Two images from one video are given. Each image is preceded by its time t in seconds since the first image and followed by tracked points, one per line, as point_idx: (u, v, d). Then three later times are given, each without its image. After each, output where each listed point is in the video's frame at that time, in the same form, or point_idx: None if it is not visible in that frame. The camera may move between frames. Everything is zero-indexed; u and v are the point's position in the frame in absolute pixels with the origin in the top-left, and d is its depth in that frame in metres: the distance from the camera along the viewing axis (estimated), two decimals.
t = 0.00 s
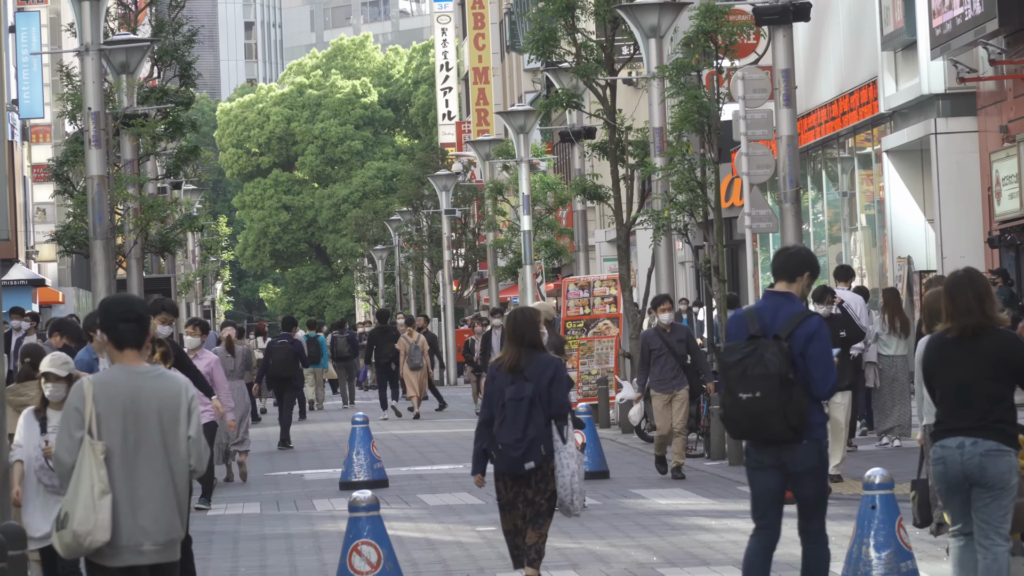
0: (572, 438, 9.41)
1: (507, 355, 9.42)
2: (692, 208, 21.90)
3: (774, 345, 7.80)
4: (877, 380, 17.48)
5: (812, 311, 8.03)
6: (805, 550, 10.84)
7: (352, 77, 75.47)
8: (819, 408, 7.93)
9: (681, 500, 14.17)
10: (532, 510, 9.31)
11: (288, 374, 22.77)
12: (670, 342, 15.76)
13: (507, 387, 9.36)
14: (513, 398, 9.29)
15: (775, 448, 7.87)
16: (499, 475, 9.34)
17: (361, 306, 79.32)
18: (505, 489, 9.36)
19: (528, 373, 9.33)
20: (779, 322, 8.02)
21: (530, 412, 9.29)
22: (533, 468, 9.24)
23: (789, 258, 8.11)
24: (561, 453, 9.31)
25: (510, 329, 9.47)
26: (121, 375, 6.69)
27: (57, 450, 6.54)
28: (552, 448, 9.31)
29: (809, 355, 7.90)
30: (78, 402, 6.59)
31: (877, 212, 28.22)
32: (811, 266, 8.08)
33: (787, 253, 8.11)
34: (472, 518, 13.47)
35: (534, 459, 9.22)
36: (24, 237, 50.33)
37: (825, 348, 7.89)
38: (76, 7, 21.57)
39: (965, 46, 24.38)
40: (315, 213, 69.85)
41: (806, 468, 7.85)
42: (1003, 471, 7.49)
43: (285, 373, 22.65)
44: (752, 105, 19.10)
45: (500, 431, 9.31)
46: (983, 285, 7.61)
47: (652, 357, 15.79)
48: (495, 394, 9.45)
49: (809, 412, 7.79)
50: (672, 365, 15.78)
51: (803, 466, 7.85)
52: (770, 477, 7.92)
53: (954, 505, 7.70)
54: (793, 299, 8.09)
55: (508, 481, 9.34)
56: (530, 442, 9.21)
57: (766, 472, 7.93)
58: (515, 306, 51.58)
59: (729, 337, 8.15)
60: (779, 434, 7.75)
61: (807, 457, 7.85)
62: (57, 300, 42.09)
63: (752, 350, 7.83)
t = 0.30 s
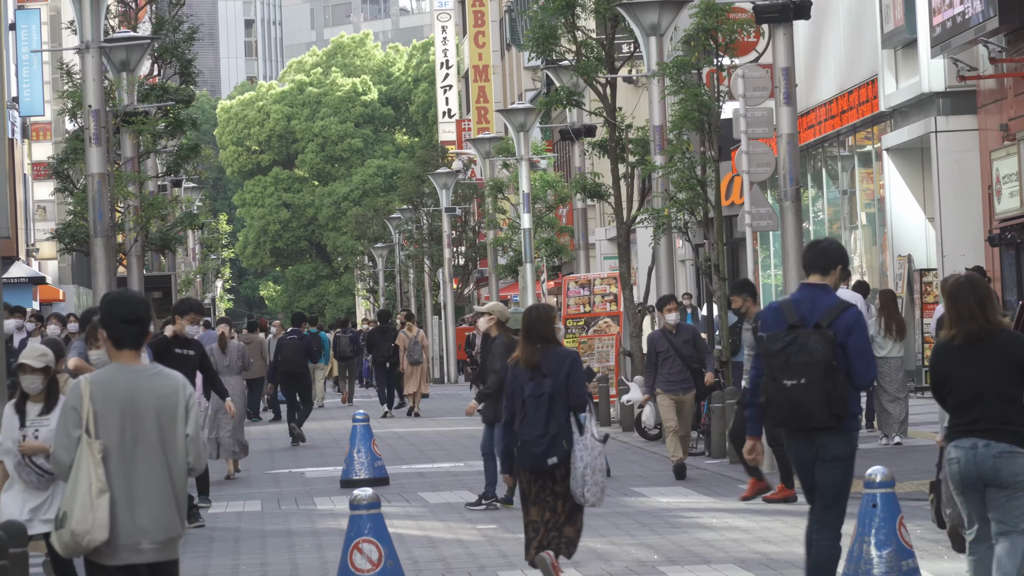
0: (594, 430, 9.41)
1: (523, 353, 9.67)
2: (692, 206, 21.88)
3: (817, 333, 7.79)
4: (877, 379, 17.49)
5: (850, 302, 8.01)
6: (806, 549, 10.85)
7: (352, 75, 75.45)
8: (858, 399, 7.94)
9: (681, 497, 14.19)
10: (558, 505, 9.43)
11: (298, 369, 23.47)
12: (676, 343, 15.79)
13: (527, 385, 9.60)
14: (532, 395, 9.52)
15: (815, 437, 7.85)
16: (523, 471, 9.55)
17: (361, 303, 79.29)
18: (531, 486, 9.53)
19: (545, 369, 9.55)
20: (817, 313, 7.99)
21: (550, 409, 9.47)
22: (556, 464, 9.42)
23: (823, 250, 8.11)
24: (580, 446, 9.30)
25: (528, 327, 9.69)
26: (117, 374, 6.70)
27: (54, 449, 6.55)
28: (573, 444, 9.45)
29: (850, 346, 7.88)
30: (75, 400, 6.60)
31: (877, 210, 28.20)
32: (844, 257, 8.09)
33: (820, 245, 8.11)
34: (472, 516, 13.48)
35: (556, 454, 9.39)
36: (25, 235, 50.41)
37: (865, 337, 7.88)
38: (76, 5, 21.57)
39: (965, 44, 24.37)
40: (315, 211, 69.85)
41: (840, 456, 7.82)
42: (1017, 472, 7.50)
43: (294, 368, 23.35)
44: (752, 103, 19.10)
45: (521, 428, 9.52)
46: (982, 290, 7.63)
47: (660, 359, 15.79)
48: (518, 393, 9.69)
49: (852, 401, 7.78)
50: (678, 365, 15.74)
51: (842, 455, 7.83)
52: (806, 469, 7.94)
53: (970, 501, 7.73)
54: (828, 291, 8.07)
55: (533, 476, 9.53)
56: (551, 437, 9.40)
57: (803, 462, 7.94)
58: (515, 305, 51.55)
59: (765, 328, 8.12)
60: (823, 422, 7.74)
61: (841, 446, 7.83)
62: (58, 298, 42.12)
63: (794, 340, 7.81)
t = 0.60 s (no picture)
0: (616, 434, 9.33)
1: (549, 351, 9.50)
2: (692, 205, 21.86)
3: (850, 336, 7.70)
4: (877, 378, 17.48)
5: (880, 306, 7.92)
6: (804, 548, 10.84)
7: (353, 74, 75.47)
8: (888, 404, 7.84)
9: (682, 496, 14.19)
10: (572, 504, 9.28)
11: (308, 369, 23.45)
12: (684, 337, 15.30)
13: (549, 383, 9.44)
14: (553, 394, 9.35)
15: (846, 439, 7.70)
16: (539, 469, 9.39)
17: (361, 301, 79.29)
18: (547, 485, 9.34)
19: (569, 368, 9.38)
20: (851, 316, 7.87)
21: (570, 409, 9.31)
22: (572, 463, 9.26)
23: (857, 254, 8.01)
24: (602, 448, 9.23)
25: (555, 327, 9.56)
26: (116, 373, 6.69)
27: (52, 448, 6.55)
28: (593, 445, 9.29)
29: (882, 349, 7.78)
30: (73, 399, 6.59)
31: (877, 210, 28.22)
32: (875, 261, 8.00)
33: (851, 250, 8.03)
34: (472, 515, 13.48)
35: (572, 454, 9.24)
36: (25, 233, 50.37)
37: (897, 341, 7.79)
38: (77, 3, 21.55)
39: (966, 44, 24.36)
40: (315, 210, 69.88)
41: (869, 459, 7.68)
42: None
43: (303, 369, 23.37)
44: (753, 102, 19.10)
45: (541, 425, 9.37)
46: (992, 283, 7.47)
47: (667, 352, 15.45)
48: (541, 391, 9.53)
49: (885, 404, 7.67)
50: (684, 360, 15.36)
51: (872, 458, 7.69)
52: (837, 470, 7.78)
53: (982, 494, 7.56)
54: (860, 295, 7.96)
55: (549, 476, 9.35)
56: (569, 437, 9.24)
57: (835, 466, 7.79)
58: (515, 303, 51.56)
59: (797, 333, 7.99)
60: (858, 425, 7.61)
61: (870, 449, 7.68)
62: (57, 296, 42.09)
63: (828, 343, 7.71)
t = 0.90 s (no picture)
0: (645, 428, 9.67)
1: (582, 347, 9.82)
2: (691, 207, 21.87)
3: (873, 333, 7.86)
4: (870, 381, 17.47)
5: (903, 302, 8.10)
6: (802, 550, 10.85)
7: (351, 76, 75.49)
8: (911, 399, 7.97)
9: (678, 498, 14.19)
10: (605, 495, 9.54)
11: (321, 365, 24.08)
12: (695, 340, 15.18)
13: (581, 376, 9.73)
14: (585, 387, 9.62)
15: (873, 435, 7.84)
16: (572, 462, 9.65)
17: (360, 304, 79.22)
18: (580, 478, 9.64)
19: (602, 361, 9.69)
20: (874, 313, 8.03)
21: (601, 401, 9.58)
22: (602, 455, 9.52)
23: (884, 252, 8.19)
24: (632, 440, 9.54)
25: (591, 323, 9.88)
26: (115, 375, 6.69)
27: (50, 451, 6.55)
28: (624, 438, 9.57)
29: (904, 344, 7.95)
30: (71, 401, 6.59)
31: (875, 212, 28.24)
32: (902, 258, 8.17)
33: (879, 249, 8.21)
34: (472, 517, 13.49)
35: (602, 445, 9.50)
36: (23, 235, 50.35)
37: (918, 338, 7.94)
38: (76, 6, 21.55)
39: (965, 46, 24.37)
40: (314, 212, 69.88)
41: (898, 453, 7.84)
42: None
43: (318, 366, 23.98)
44: (751, 105, 19.11)
45: (572, 419, 9.63)
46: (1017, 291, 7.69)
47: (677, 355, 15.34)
48: (576, 386, 9.82)
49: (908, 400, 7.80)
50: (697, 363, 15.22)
51: (901, 452, 7.83)
52: (864, 464, 7.88)
53: (998, 500, 7.76)
54: (884, 292, 8.12)
55: (581, 467, 9.61)
56: (599, 429, 9.50)
57: (859, 458, 7.89)
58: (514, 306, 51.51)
59: (821, 329, 8.17)
60: (882, 421, 7.76)
61: (898, 444, 7.85)
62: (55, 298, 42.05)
63: (851, 338, 7.87)
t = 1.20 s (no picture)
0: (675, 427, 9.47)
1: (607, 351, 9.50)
2: (691, 208, 21.85)
3: (903, 339, 7.90)
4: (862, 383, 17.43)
5: (933, 309, 8.10)
6: (802, 553, 10.84)
7: (351, 77, 75.48)
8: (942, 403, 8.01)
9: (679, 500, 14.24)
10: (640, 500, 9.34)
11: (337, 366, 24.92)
12: (708, 346, 15.19)
13: (610, 382, 9.44)
14: (615, 393, 9.37)
15: (909, 439, 7.89)
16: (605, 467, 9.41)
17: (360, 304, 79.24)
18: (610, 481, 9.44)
19: (629, 368, 9.38)
20: (905, 319, 8.02)
21: (632, 406, 9.34)
22: (637, 459, 9.30)
23: (911, 255, 8.15)
24: (663, 439, 9.39)
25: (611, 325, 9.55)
26: (115, 380, 6.68)
27: (50, 455, 6.56)
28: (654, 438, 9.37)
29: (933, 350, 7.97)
30: (72, 405, 6.59)
31: (875, 214, 28.24)
32: (931, 264, 8.14)
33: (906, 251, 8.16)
34: (471, 518, 13.49)
35: (637, 450, 9.28)
36: (23, 236, 50.37)
37: (946, 344, 7.97)
38: (75, 7, 21.52)
39: (964, 48, 24.37)
40: (313, 213, 69.94)
41: (931, 455, 7.88)
42: None
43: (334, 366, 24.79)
44: (751, 107, 19.11)
45: (604, 425, 9.38)
46: None
47: (690, 360, 15.20)
48: (600, 388, 9.53)
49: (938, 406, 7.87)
50: (710, 368, 15.17)
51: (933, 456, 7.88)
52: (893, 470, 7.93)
53: (1002, 501, 7.78)
54: (915, 297, 8.11)
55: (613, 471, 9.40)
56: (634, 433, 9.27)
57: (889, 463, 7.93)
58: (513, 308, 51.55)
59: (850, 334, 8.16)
60: (908, 424, 7.83)
61: (932, 446, 7.88)
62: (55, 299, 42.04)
63: (881, 345, 7.91)
